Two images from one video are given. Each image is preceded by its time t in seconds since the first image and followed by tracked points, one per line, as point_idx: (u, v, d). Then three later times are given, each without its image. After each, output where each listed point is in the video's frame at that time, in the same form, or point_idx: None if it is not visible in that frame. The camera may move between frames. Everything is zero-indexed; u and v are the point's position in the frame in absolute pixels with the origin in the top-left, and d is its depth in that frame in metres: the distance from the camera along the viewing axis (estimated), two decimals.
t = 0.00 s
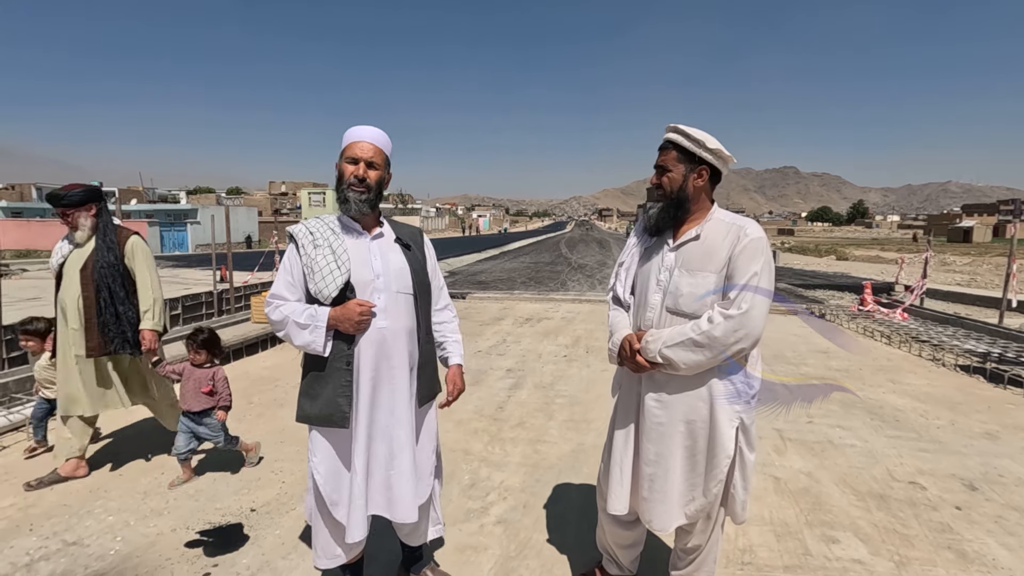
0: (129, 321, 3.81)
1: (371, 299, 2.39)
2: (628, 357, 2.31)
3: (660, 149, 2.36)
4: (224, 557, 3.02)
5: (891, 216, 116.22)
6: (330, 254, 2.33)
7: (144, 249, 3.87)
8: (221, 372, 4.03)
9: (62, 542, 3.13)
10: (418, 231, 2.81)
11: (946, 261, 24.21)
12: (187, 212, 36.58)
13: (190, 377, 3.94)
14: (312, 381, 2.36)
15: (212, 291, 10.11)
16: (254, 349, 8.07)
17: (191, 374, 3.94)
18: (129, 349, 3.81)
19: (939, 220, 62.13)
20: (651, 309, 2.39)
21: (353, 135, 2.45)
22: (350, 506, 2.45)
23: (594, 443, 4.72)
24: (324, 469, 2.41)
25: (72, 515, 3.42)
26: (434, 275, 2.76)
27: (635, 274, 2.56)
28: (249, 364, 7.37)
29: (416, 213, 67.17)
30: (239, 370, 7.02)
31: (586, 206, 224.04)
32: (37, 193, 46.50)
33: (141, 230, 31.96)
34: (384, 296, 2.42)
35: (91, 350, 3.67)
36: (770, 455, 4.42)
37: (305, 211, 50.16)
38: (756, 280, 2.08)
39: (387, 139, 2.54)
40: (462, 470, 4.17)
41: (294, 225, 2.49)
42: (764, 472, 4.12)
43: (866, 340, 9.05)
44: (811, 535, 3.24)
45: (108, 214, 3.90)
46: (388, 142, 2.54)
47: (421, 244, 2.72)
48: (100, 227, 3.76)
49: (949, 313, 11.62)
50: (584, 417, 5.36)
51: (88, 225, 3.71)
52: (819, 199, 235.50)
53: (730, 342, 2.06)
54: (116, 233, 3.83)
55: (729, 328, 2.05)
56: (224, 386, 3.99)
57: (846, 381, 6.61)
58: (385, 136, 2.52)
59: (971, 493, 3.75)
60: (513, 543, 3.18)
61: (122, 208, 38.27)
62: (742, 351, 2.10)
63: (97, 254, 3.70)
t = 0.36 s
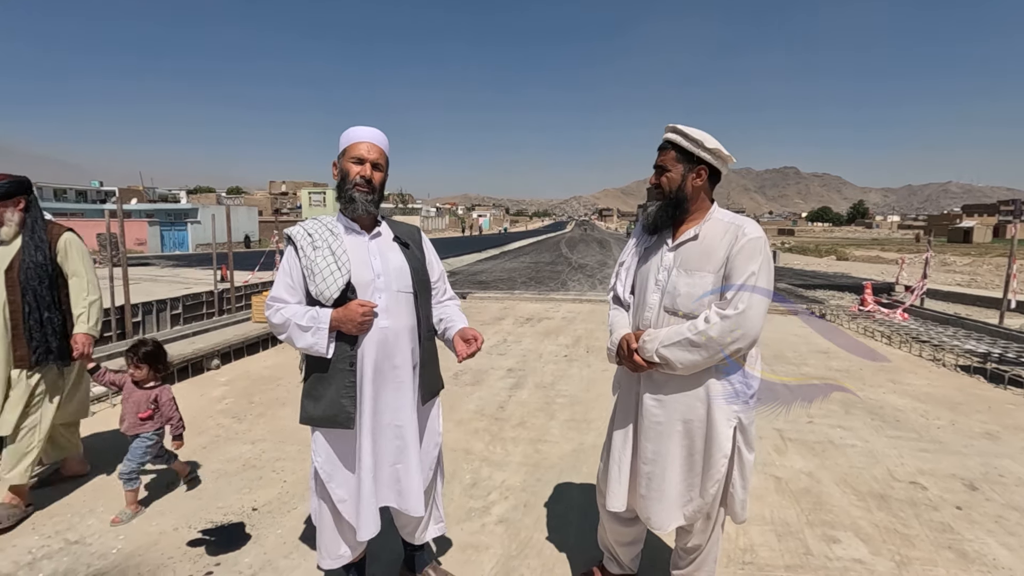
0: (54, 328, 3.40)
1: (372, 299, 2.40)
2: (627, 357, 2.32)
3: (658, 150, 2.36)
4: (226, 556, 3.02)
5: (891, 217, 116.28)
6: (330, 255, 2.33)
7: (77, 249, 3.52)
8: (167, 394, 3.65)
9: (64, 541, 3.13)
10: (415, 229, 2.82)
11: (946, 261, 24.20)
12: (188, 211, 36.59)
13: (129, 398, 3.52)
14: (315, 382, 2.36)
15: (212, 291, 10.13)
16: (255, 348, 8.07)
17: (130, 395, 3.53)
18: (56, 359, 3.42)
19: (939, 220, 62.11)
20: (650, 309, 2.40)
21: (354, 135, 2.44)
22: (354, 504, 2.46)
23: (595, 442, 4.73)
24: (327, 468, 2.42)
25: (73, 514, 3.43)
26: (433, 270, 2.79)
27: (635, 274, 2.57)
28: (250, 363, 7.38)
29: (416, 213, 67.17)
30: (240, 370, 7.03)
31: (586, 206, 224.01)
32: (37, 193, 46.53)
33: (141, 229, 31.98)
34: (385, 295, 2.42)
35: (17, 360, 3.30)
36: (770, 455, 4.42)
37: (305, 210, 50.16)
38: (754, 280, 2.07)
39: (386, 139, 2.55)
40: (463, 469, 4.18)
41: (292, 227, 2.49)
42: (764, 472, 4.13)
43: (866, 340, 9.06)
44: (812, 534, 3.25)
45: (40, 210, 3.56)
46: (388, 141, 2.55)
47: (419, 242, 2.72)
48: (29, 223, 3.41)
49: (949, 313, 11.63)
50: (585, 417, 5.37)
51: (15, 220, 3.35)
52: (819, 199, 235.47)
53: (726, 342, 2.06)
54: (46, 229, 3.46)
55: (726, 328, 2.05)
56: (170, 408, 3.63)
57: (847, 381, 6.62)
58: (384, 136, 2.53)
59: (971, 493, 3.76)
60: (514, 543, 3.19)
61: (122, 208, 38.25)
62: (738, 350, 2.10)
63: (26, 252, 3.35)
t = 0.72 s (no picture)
0: None
1: (376, 299, 2.40)
2: (628, 355, 2.34)
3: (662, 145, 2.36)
4: (228, 555, 3.03)
5: (892, 216, 116.21)
6: (335, 256, 2.33)
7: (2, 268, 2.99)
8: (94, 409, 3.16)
9: (66, 541, 3.14)
10: (419, 229, 2.83)
11: (947, 260, 24.19)
12: (188, 211, 36.60)
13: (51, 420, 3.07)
14: (320, 382, 2.37)
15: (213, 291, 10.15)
16: (255, 348, 8.08)
17: (54, 415, 3.08)
18: None
19: (940, 218, 62.07)
20: (651, 308, 2.41)
21: (358, 135, 2.44)
22: (360, 504, 2.46)
23: (596, 442, 4.73)
24: (332, 468, 2.43)
25: (76, 513, 3.43)
26: (437, 269, 2.79)
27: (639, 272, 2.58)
28: (251, 363, 7.38)
29: (416, 213, 67.15)
30: (241, 370, 7.03)
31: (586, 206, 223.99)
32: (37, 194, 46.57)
33: (141, 230, 32.00)
34: (390, 295, 2.42)
35: None
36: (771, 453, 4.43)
37: (305, 210, 50.17)
38: (755, 283, 2.07)
39: (390, 139, 2.55)
40: (464, 468, 4.18)
41: (297, 227, 2.49)
42: (765, 471, 4.14)
43: (867, 339, 9.06)
44: (813, 533, 3.26)
45: None
46: (391, 141, 2.54)
47: (423, 242, 2.73)
48: None
49: (950, 312, 11.63)
50: (586, 416, 5.37)
51: None
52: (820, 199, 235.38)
53: (725, 345, 2.07)
54: None
55: (726, 331, 2.05)
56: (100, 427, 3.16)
57: (847, 380, 6.63)
58: (389, 136, 2.53)
59: (972, 492, 3.76)
60: (516, 541, 3.20)
61: (123, 208, 38.25)
62: (736, 352, 2.10)
63: None
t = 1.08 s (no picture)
0: None
1: (380, 299, 2.41)
2: (623, 351, 2.36)
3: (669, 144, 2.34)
4: (228, 556, 3.03)
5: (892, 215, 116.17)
6: (339, 256, 2.33)
7: None
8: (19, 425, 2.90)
9: (67, 541, 3.14)
10: (422, 229, 2.83)
11: (947, 259, 24.17)
12: (188, 211, 36.63)
13: None
14: (323, 382, 2.37)
15: (213, 291, 10.16)
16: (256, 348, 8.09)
17: None
18: None
19: (940, 218, 62.03)
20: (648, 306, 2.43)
21: (361, 136, 2.44)
22: (363, 503, 2.46)
23: (596, 441, 4.73)
24: (336, 467, 2.43)
25: (77, 513, 3.44)
26: (439, 269, 2.80)
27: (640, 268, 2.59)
28: (251, 363, 7.38)
29: (416, 213, 67.14)
30: (241, 370, 7.04)
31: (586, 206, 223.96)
32: (38, 194, 46.62)
33: (141, 230, 32.01)
34: (394, 295, 2.43)
35: None
36: (772, 453, 4.43)
37: (305, 210, 50.16)
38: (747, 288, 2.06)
39: (393, 138, 2.55)
40: (465, 468, 4.19)
41: (302, 225, 2.49)
42: (765, 470, 4.14)
43: (867, 338, 9.06)
44: (813, 532, 3.26)
45: None
46: (394, 141, 2.54)
47: (427, 242, 2.73)
48: None
49: (950, 311, 11.62)
50: (586, 415, 5.38)
51: None
52: (820, 198, 235.33)
53: (716, 348, 2.07)
54: None
55: (716, 334, 2.05)
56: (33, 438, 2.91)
57: (848, 379, 6.63)
58: (392, 137, 2.53)
59: (972, 491, 3.77)
60: (516, 541, 3.20)
61: (123, 208, 38.26)
62: (727, 355, 2.11)
63: None
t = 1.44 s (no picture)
0: None
1: (386, 298, 2.40)
2: (614, 343, 2.36)
3: (665, 143, 2.32)
4: (228, 556, 3.03)
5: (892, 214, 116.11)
6: (346, 256, 2.33)
7: None
8: None
9: (67, 541, 3.14)
10: (425, 228, 2.83)
11: (948, 259, 24.14)
12: (188, 211, 36.63)
13: None
14: (329, 381, 2.37)
15: (213, 291, 10.17)
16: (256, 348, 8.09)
17: None
18: None
19: (940, 217, 61.98)
20: (640, 299, 2.43)
21: (367, 136, 2.44)
22: (369, 502, 2.45)
23: (596, 441, 4.74)
24: (342, 467, 2.41)
25: (77, 513, 3.44)
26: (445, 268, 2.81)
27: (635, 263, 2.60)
28: (251, 363, 7.38)
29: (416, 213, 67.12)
30: (241, 369, 7.04)
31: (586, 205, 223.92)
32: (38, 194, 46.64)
33: (141, 230, 32.01)
34: (400, 295, 2.42)
35: None
36: (772, 453, 4.43)
37: (305, 210, 50.15)
38: (737, 282, 2.08)
39: (398, 138, 2.54)
40: (465, 468, 4.19)
41: (308, 224, 2.48)
42: (765, 470, 4.14)
43: (867, 338, 9.06)
44: (813, 532, 3.26)
45: None
46: (399, 141, 2.54)
47: (431, 242, 2.73)
48: None
49: (950, 310, 11.61)
50: (586, 415, 5.38)
51: None
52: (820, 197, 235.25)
53: (706, 340, 2.08)
54: None
55: (705, 326, 2.06)
56: None
57: (848, 378, 6.62)
58: (397, 137, 2.53)
59: (973, 491, 3.77)
60: (516, 541, 3.20)
61: (123, 208, 38.26)
62: (716, 348, 2.11)
63: None
